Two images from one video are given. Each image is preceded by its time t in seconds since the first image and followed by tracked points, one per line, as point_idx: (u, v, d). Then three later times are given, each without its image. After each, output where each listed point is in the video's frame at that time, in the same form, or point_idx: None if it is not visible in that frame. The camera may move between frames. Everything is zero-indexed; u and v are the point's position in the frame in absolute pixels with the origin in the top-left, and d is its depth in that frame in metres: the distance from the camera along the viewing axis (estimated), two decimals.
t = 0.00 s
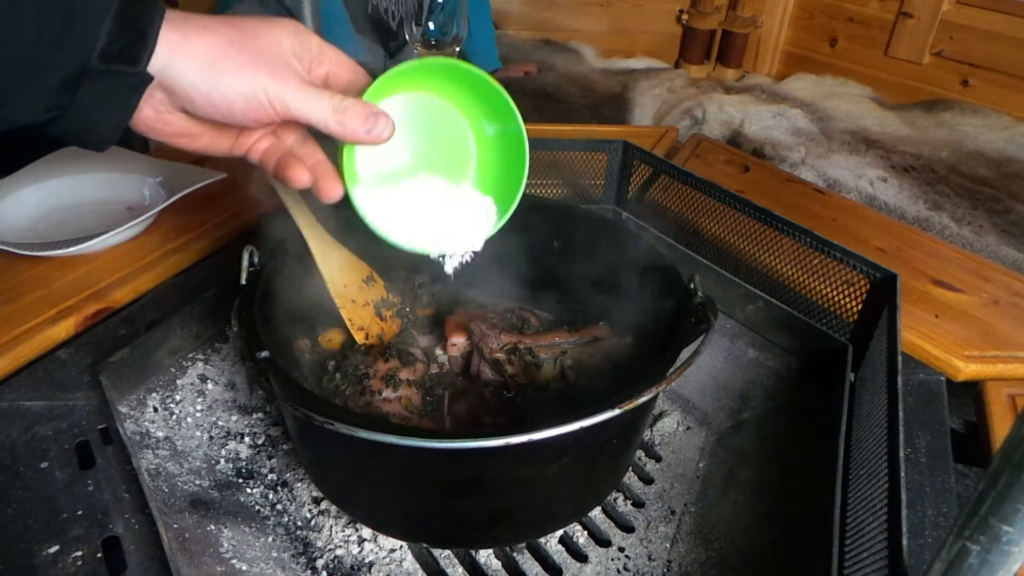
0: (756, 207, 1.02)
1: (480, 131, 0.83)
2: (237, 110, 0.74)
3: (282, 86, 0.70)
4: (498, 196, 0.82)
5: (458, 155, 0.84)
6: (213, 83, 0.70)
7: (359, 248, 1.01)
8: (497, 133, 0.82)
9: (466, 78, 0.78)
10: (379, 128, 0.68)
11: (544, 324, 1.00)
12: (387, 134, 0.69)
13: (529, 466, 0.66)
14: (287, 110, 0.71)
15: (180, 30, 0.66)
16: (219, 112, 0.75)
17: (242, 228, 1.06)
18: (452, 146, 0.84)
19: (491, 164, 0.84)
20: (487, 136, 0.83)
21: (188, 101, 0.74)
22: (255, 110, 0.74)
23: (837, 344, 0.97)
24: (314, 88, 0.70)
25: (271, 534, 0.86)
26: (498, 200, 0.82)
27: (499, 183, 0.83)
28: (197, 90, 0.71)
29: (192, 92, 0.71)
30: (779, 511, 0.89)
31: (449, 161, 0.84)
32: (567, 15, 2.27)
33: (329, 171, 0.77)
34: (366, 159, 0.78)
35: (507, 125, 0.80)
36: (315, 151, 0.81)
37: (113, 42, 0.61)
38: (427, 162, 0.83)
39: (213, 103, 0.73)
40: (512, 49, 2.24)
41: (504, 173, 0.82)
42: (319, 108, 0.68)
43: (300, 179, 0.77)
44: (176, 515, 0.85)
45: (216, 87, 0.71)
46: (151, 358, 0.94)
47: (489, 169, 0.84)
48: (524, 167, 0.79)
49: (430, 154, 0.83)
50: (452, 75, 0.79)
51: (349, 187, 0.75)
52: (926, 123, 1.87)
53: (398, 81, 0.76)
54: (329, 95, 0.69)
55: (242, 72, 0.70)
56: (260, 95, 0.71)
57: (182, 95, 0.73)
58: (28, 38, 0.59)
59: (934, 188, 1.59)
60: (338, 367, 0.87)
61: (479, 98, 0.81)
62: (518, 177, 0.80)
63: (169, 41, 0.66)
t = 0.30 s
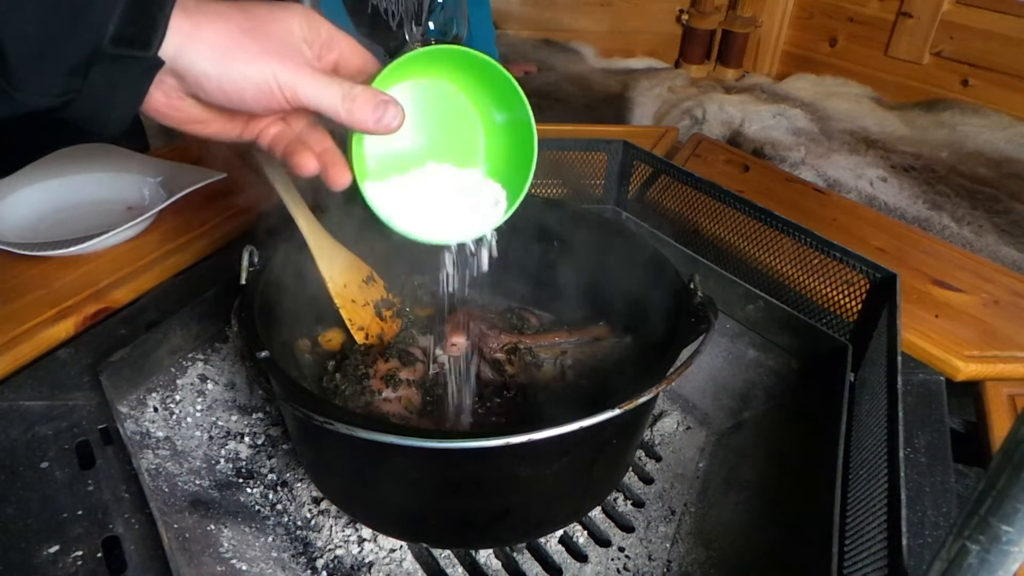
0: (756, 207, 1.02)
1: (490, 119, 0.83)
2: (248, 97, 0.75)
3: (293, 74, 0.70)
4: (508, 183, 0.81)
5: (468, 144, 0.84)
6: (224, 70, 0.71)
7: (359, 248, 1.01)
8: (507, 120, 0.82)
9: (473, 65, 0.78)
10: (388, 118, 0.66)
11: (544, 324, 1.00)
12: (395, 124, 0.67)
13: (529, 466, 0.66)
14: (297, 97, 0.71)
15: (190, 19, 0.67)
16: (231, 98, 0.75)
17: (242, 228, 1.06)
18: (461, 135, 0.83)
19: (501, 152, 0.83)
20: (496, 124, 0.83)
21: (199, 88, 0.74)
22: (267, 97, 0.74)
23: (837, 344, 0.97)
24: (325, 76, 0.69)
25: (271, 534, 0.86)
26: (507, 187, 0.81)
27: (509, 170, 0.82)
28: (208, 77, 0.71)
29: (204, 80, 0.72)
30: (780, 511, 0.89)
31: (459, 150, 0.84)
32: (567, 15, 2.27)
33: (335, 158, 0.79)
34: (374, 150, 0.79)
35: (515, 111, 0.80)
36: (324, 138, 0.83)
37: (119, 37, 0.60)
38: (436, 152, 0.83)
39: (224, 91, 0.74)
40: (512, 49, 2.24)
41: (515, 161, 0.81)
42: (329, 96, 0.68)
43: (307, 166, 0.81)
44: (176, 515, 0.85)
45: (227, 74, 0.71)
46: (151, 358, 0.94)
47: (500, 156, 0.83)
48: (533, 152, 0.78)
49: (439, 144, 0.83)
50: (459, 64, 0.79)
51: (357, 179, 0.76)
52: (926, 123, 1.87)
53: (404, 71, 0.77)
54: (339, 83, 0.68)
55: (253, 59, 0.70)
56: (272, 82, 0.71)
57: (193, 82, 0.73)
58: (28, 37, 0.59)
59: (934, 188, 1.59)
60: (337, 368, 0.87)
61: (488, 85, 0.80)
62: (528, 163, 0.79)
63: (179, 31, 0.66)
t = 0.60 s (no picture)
0: (756, 207, 1.02)
1: (501, 130, 0.83)
2: (255, 101, 0.75)
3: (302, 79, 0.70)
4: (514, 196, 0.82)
5: (477, 154, 0.84)
6: (232, 71, 0.71)
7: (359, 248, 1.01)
8: (518, 132, 0.82)
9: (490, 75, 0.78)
10: (396, 127, 0.68)
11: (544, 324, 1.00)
12: (403, 133, 0.69)
13: (530, 466, 0.66)
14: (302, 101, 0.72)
15: (204, 21, 0.67)
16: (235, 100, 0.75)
17: (243, 228, 1.06)
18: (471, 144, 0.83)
19: (509, 165, 0.83)
20: (508, 136, 0.83)
21: (206, 88, 0.74)
22: (271, 102, 0.74)
23: (837, 345, 0.97)
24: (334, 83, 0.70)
25: (271, 534, 0.86)
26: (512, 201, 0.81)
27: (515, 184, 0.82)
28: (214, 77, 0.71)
29: (210, 80, 0.72)
30: (781, 511, 0.89)
31: (467, 158, 0.84)
32: (567, 15, 2.27)
33: (341, 164, 0.84)
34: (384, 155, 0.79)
35: (528, 125, 0.80)
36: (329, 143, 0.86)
37: (128, 36, 0.61)
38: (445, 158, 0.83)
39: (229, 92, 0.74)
40: (512, 49, 2.24)
41: (523, 174, 0.82)
42: (337, 102, 0.69)
43: (313, 171, 0.84)
44: (176, 515, 0.85)
45: (235, 75, 0.71)
46: (151, 358, 0.94)
47: (507, 168, 0.83)
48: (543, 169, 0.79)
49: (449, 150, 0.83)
50: (476, 75, 0.79)
51: (365, 187, 0.76)
52: (925, 123, 1.87)
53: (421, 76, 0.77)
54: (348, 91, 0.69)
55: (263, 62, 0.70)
56: (279, 86, 0.72)
57: (200, 81, 0.73)
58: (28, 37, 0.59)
59: (933, 188, 1.59)
60: (337, 368, 0.87)
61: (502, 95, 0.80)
62: (536, 178, 0.80)
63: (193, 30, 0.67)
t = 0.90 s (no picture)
0: (756, 207, 1.02)
1: (498, 136, 0.84)
2: (258, 101, 0.75)
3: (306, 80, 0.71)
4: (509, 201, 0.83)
5: (474, 160, 0.85)
6: (237, 72, 0.71)
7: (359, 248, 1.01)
8: (515, 138, 0.83)
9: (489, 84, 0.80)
10: (397, 130, 0.69)
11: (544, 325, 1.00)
12: (404, 136, 0.70)
13: (530, 465, 0.66)
14: (308, 104, 0.71)
15: (209, 21, 0.67)
16: (240, 100, 0.75)
17: (242, 229, 1.06)
18: (469, 150, 0.84)
19: (506, 171, 0.85)
20: (504, 141, 0.84)
21: (210, 87, 0.74)
22: (276, 103, 0.74)
23: (837, 345, 0.97)
24: (338, 86, 0.71)
25: (271, 534, 0.86)
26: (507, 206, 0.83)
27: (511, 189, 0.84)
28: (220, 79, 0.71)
29: (215, 80, 0.72)
30: (781, 511, 0.89)
31: (465, 165, 0.85)
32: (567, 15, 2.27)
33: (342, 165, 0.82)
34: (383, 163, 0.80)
35: (524, 132, 0.81)
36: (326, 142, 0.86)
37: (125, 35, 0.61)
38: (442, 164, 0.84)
39: (234, 92, 0.74)
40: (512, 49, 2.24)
41: (519, 180, 0.83)
42: (342, 106, 0.69)
43: (313, 171, 0.83)
44: (176, 515, 0.85)
45: (240, 75, 0.71)
46: (151, 358, 0.94)
47: (504, 173, 0.85)
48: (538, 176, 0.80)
49: (447, 157, 0.84)
50: (473, 82, 0.80)
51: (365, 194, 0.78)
52: (926, 123, 1.87)
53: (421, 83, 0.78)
54: (351, 93, 0.70)
55: (267, 62, 0.70)
56: (282, 87, 0.72)
57: (206, 81, 0.73)
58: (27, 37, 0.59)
59: (933, 188, 1.59)
60: (338, 365, 0.87)
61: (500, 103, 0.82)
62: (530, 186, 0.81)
63: (198, 33, 0.67)
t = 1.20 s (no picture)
0: (756, 207, 1.02)
1: (487, 25, 0.84)
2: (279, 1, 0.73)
3: None
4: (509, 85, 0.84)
5: (468, 49, 0.84)
6: None
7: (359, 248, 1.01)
8: (505, 25, 0.83)
9: None
10: (421, 30, 0.73)
11: (545, 325, 1.00)
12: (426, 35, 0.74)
13: (531, 465, 0.66)
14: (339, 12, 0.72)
15: None
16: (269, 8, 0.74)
17: (243, 229, 1.06)
18: (462, 42, 0.84)
19: (499, 57, 0.85)
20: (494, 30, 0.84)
21: None
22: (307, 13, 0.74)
23: (836, 345, 0.97)
24: None
25: (271, 534, 0.86)
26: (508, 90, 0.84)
27: (507, 75, 0.84)
28: None
29: None
30: (781, 510, 0.89)
31: (460, 54, 0.84)
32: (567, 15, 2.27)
33: (369, 63, 0.85)
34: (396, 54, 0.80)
35: (516, 16, 0.82)
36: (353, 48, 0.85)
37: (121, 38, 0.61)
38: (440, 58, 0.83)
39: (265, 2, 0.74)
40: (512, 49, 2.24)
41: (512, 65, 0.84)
42: (373, 14, 0.71)
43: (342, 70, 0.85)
44: (176, 515, 0.85)
45: None
46: (151, 359, 0.95)
47: (500, 62, 0.85)
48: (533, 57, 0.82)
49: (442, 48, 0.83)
50: None
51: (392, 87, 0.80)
52: (925, 123, 1.87)
53: None
54: None
55: None
56: None
57: None
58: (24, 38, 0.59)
59: (933, 188, 1.59)
60: (338, 365, 0.88)
61: None
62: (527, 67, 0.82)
63: None
